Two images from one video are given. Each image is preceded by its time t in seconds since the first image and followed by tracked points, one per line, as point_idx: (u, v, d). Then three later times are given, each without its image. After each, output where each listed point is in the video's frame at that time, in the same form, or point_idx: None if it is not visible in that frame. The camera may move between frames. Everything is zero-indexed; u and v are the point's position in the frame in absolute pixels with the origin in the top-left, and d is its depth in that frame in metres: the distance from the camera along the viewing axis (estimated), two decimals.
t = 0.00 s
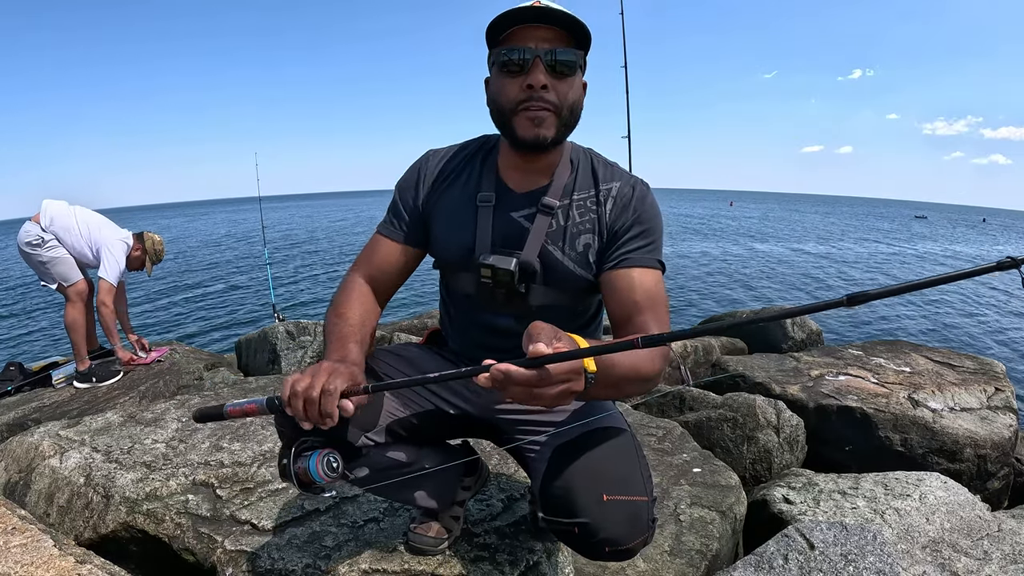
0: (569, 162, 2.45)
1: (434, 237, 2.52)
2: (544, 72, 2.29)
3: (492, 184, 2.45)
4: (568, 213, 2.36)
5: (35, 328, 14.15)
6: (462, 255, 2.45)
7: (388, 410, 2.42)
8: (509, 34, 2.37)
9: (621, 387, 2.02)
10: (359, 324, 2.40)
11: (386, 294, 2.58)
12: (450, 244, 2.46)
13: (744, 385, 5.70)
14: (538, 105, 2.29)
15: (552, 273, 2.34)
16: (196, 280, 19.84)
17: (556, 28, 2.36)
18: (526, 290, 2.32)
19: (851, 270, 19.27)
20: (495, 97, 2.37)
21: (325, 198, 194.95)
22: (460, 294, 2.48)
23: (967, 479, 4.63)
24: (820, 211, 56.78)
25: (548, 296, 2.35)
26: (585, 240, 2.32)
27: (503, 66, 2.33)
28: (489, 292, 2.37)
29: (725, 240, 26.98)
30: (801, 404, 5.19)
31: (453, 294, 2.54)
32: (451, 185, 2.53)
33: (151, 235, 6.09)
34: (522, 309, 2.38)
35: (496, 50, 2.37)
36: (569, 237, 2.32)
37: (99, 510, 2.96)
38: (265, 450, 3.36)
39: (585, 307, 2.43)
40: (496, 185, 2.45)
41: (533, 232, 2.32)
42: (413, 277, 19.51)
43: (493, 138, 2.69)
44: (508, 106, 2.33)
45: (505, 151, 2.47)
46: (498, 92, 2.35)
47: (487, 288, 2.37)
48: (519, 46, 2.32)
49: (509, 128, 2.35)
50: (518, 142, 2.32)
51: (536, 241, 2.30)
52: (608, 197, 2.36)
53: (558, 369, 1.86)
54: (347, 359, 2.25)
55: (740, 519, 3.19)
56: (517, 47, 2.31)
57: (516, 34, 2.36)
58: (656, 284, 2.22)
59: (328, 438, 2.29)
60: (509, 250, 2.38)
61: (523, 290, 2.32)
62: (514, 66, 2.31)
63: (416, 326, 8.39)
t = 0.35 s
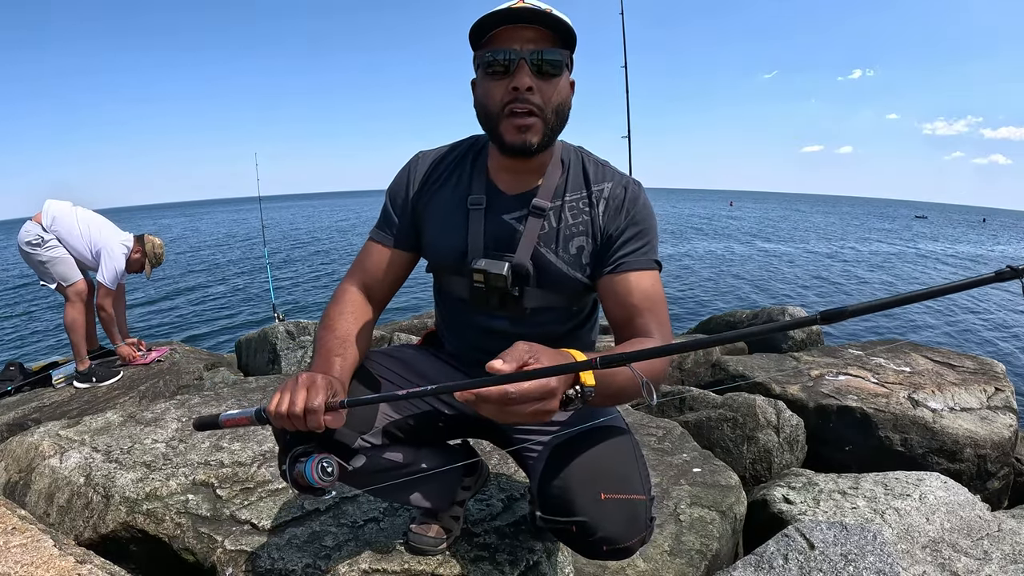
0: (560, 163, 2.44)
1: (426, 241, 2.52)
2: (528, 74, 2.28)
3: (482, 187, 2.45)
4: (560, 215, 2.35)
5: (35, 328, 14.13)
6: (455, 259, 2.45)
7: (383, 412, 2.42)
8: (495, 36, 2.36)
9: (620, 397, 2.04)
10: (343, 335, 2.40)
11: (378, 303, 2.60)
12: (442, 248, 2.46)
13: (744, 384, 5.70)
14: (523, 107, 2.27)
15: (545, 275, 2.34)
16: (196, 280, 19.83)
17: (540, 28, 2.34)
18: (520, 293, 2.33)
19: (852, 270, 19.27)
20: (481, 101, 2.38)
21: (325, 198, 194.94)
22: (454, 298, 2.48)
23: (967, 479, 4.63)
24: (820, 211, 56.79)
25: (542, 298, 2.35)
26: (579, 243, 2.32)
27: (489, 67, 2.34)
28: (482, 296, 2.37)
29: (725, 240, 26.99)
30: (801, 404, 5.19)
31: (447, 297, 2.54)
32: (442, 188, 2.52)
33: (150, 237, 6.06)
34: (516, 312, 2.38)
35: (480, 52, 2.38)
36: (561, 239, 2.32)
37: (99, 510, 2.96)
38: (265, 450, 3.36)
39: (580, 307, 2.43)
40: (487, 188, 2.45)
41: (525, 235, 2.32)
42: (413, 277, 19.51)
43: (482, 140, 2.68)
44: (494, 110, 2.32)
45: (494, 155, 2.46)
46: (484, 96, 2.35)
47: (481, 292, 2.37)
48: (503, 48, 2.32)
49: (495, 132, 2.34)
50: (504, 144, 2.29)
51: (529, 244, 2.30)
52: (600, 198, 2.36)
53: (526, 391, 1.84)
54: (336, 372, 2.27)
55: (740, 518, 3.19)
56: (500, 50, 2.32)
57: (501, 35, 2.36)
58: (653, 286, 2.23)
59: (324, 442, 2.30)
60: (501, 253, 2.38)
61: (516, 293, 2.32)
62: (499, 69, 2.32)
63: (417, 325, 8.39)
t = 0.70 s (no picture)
0: (554, 164, 2.45)
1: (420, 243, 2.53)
2: (489, 84, 2.26)
3: (475, 188, 2.44)
4: (555, 215, 2.35)
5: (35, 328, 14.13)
6: (450, 260, 2.45)
7: (381, 414, 2.42)
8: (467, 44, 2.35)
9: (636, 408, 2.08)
10: (332, 341, 2.42)
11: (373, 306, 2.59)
12: (437, 249, 2.47)
13: (744, 384, 5.70)
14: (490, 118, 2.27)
15: (539, 276, 2.34)
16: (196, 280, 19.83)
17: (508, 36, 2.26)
18: (515, 294, 2.33)
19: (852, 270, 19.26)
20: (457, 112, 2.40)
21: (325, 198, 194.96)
22: (450, 299, 2.49)
23: (967, 479, 4.63)
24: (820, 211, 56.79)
25: (539, 298, 2.36)
26: (574, 243, 2.32)
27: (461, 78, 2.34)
28: (477, 297, 2.38)
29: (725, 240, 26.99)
30: (801, 404, 5.20)
31: (442, 299, 2.54)
32: (435, 190, 2.52)
33: (151, 239, 6.04)
34: (511, 313, 2.38)
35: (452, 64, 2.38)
36: (556, 240, 2.32)
37: (99, 510, 2.96)
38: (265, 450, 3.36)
39: (575, 307, 2.44)
40: (480, 190, 2.45)
41: (519, 236, 2.32)
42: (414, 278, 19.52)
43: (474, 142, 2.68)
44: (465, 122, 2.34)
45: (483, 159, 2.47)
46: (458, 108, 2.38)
47: (475, 292, 2.37)
48: (468, 59, 2.31)
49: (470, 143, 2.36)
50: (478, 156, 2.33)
51: (523, 245, 2.30)
52: (595, 198, 2.36)
53: (549, 472, 1.78)
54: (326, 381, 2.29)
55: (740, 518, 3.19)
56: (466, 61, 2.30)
57: (472, 43, 2.33)
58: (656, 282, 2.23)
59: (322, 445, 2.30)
60: (496, 254, 2.39)
61: (511, 294, 2.33)
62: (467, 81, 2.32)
63: (417, 326, 8.39)
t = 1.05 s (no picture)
0: (551, 162, 2.45)
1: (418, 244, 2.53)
2: (492, 87, 2.25)
3: (473, 189, 2.44)
4: (552, 214, 2.35)
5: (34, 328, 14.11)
6: (449, 261, 2.46)
7: (382, 415, 2.42)
8: (465, 46, 2.33)
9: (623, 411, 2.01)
10: (328, 340, 2.42)
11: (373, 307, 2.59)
12: (435, 250, 2.47)
13: (744, 384, 5.70)
14: (491, 121, 2.26)
15: (538, 276, 2.35)
16: (196, 280, 19.82)
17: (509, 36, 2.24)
18: (514, 295, 2.34)
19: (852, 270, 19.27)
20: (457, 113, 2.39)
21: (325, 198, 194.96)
22: (449, 299, 2.50)
23: (967, 479, 4.63)
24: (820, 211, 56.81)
25: (537, 298, 2.38)
26: (572, 242, 2.32)
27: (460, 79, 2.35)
28: (476, 298, 2.39)
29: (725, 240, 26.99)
30: (801, 404, 5.20)
31: (441, 298, 2.56)
32: (433, 191, 2.52)
33: (153, 239, 6.02)
34: (510, 313, 2.40)
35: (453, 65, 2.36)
36: (553, 239, 2.32)
37: (99, 510, 2.96)
38: (265, 450, 3.36)
39: (573, 306, 2.45)
40: (478, 190, 2.45)
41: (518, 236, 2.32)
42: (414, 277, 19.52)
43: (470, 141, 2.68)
44: (466, 124, 2.33)
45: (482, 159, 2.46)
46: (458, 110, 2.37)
47: (474, 293, 2.38)
48: (470, 60, 2.30)
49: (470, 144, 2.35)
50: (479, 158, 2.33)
51: (521, 245, 2.30)
52: (592, 197, 2.35)
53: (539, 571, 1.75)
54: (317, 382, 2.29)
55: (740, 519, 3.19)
56: (467, 63, 2.30)
57: (471, 45, 2.31)
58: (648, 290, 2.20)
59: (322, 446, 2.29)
60: (495, 254, 2.39)
61: (510, 294, 2.34)
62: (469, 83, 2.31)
63: (417, 325, 8.39)
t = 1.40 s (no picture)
0: (553, 164, 2.44)
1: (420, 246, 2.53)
2: (502, 91, 2.24)
3: (475, 191, 2.44)
4: (554, 217, 2.35)
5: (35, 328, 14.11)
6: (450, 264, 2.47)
7: (382, 415, 2.44)
8: (468, 49, 2.30)
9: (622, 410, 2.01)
10: (328, 340, 2.42)
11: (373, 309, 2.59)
12: (437, 252, 2.48)
13: (744, 384, 5.70)
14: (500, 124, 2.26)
15: (539, 279, 2.35)
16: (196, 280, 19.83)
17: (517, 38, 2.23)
18: (515, 298, 2.35)
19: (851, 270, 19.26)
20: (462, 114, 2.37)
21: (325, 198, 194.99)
22: (451, 301, 2.51)
23: (967, 479, 4.63)
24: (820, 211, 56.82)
25: (539, 301, 2.38)
26: (573, 245, 2.32)
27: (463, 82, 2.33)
28: (478, 301, 2.40)
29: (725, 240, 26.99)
30: (801, 404, 5.20)
31: (443, 300, 2.57)
32: (435, 193, 2.52)
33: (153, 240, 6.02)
34: (511, 315, 2.41)
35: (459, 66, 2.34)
36: (555, 242, 2.33)
37: (99, 510, 2.96)
38: (265, 450, 3.35)
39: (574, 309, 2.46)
40: (480, 192, 2.44)
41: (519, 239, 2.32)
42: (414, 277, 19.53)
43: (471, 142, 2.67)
44: (473, 126, 2.32)
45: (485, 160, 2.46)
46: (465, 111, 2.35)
47: (476, 296, 2.39)
48: (478, 62, 2.28)
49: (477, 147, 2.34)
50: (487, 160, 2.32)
51: (523, 249, 2.31)
52: (593, 199, 2.35)
53: (522, 558, 1.74)
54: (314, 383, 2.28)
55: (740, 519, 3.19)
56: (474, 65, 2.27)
57: (475, 48, 2.29)
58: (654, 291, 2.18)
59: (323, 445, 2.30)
60: (497, 257, 2.40)
61: (512, 297, 2.35)
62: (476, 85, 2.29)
63: (417, 325, 8.38)
